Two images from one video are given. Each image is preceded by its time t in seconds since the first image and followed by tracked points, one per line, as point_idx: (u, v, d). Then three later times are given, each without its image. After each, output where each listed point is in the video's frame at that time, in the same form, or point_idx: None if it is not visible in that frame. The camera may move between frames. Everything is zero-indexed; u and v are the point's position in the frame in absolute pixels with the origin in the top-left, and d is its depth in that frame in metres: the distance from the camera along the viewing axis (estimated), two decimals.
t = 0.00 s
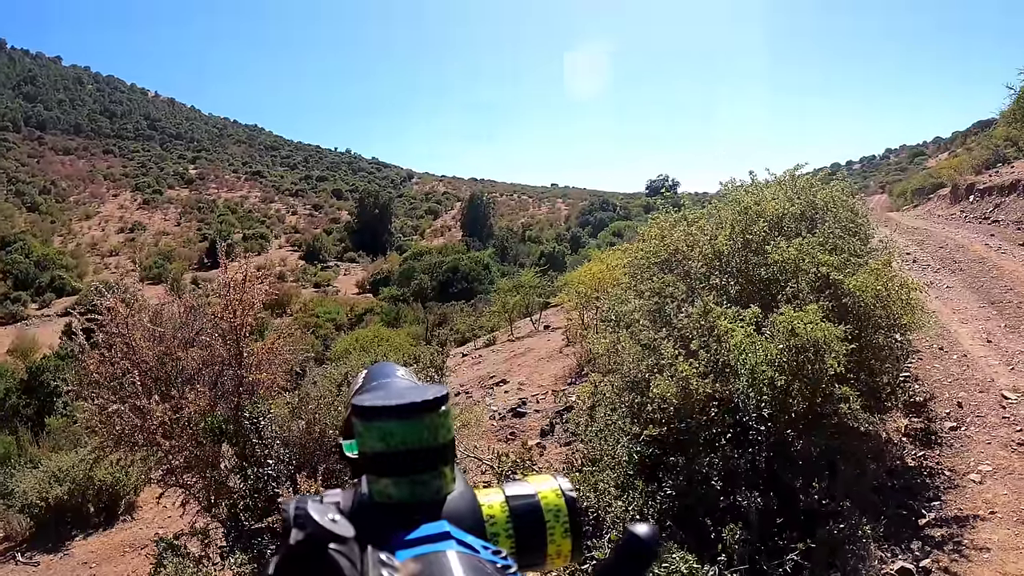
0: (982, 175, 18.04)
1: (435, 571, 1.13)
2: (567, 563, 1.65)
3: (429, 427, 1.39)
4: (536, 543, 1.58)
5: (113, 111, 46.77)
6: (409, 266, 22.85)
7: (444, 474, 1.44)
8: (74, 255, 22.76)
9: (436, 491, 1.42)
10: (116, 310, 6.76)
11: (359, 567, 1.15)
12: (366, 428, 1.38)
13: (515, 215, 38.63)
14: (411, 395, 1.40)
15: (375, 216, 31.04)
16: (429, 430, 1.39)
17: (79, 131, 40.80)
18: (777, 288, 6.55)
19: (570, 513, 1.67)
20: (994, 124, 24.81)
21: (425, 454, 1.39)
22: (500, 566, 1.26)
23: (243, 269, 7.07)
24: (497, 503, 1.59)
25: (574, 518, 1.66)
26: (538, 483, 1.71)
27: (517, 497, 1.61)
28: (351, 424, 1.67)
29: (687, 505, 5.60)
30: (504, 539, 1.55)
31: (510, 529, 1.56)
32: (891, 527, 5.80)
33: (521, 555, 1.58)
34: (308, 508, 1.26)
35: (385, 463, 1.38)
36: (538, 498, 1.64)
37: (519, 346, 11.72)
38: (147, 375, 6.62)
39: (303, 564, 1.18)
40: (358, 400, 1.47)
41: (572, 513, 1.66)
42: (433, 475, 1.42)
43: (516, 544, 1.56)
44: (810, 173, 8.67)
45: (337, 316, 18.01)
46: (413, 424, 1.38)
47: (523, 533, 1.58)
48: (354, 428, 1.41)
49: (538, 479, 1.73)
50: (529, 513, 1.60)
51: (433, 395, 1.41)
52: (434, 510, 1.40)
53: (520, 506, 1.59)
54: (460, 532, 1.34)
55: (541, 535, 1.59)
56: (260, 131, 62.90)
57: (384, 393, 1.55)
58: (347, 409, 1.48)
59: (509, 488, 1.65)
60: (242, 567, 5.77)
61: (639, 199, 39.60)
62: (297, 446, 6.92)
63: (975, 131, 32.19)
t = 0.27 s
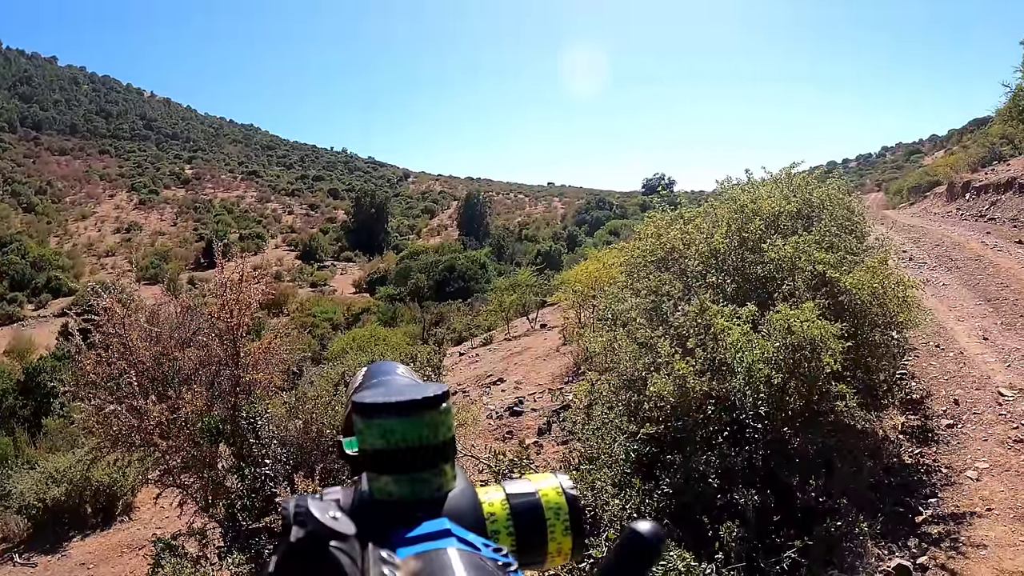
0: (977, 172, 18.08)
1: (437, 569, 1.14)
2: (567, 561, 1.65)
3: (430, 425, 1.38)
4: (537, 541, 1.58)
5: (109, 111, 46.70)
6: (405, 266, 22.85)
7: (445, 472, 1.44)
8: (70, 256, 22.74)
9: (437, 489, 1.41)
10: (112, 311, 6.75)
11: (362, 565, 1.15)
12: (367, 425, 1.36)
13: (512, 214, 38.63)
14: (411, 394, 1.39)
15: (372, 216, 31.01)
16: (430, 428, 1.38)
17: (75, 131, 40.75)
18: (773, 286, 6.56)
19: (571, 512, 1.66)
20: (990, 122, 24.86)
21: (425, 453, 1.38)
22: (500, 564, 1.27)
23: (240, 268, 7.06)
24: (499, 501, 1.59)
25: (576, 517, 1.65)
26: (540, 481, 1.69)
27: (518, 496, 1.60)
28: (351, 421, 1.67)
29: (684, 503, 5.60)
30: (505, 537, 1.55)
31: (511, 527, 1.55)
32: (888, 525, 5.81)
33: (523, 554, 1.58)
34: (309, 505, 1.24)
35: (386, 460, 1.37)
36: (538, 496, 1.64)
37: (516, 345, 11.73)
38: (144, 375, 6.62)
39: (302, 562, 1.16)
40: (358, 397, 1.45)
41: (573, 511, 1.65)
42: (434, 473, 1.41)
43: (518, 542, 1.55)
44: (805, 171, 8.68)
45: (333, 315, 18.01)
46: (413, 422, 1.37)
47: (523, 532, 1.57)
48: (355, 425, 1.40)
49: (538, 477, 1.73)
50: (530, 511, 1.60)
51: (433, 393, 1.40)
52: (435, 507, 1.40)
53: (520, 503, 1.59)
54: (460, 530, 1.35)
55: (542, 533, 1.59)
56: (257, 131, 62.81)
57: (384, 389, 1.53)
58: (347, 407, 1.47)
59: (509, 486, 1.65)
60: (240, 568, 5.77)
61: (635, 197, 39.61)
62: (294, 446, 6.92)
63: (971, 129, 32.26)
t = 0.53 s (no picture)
0: (974, 171, 18.11)
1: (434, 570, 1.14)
2: (566, 561, 1.67)
3: (428, 425, 1.37)
4: (536, 541, 1.59)
5: (105, 112, 46.66)
6: (402, 266, 22.84)
7: (444, 472, 1.44)
8: (67, 257, 22.72)
9: (436, 490, 1.42)
10: (110, 313, 6.76)
11: (360, 566, 1.14)
12: (365, 426, 1.37)
13: (510, 214, 38.64)
14: (410, 394, 1.39)
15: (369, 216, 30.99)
16: (429, 429, 1.37)
17: (72, 132, 40.71)
18: (771, 285, 6.56)
19: (570, 512, 1.68)
20: (987, 121, 24.88)
21: (423, 453, 1.38)
22: (499, 565, 1.27)
23: (237, 269, 7.06)
24: (497, 501, 1.61)
25: (574, 518, 1.67)
26: (539, 482, 1.72)
27: (516, 497, 1.63)
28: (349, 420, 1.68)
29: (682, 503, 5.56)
30: (503, 537, 1.56)
31: (509, 528, 1.57)
32: (885, 523, 5.81)
33: (522, 554, 1.60)
34: (307, 507, 1.23)
35: (385, 462, 1.37)
36: (538, 497, 1.66)
37: (514, 345, 11.74)
38: (142, 376, 6.62)
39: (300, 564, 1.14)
40: (357, 398, 1.46)
41: (571, 512, 1.67)
42: (433, 474, 1.42)
43: (516, 543, 1.58)
44: (801, 170, 8.69)
45: (331, 315, 18.01)
46: (412, 423, 1.36)
47: (522, 532, 1.59)
48: (354, 425, 1.40)
49: (538, 478, 1.76)
50: (529, 512, 1.61)
51: (433, 392, 1.39)
52: (433, 508, 1.41)
53: (519, 505, 1.61)
54: (459, 530, 1.36)
55: (540, 533, 1.61)
56: (254, 131, 62.76)
57: (385, 389, 1.53)
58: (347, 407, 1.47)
59: (509, 487, 1.67)
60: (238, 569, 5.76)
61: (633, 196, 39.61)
62: (292, 447, 6.91)
63: (968, 128, 32.31)
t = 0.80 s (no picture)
0: (972, 170, 18.10)
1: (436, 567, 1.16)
2: (565, 559, 1.71)
3: (428, 425, 1.44)
4: (537, 539, 1.63)
5: (103, 112, 46.62)
6: (400, 265, 22.83)
7: (443, 471, 1.50)
8: (65, 257, 22.70)
9: (435, 489, 1.47)
10: (107, 312, 6.71)
11: (361, 568, 1.15)
12: (364, 425, 1.42)
13: (508, 214, 38.62)
14: (409, 393, 1.45)
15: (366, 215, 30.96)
16: (427, 427, 1.44)
17: (70, 132, 40.67)
18: (769, 284, 6.56)
19: (571, 511, 1.72)
20: (985, 119, 24.88)
21: (423, 450, 1.43)
22: (500, 562, 1.30)
23: (234, 269, 7.06)
24: (498, 500, 1.65)
25: (575, 514, 1.71)
26: (539, 479, 1.77)
27: (517, 495, 1.67)
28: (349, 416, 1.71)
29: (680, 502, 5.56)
30: (504, 535, 1.60)
31: (510, 526, 1.61)
32: (884, 522, 5.81)
33: (522, 552, 1.64)
34: (307, 508, 1.21)
35: (385, 460, 1.42)
36: (538, 494, 1.70)
37: (512, 344, 11.73)
38: (140, 377, 6.62)
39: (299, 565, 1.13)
40: (356, 398, 1.51)
41: (572, 510, 1.71)
42: (433, 473, 1.47)
43: (517, 540, 1.62)
44: (799, 169, 8.69)
45: (329, 315, 18.00)
46: (410, 421, 1.42)
47: (522, 530, 1.63)
48: (353, 425, 1.46)
49: (538, 476, 1.80)
50: (528, 509, 1.65)
51: (432, 392, 1.46)
52: (433, 505, 1.45)
53: (519, 502, 1.65)
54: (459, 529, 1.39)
55: (541, 530, 1.65)
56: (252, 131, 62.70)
57: (384, 389, 1.58)
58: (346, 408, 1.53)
59: (509, 485, 1.71)
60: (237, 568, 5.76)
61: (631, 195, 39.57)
62: (290, 446, 6.91)
63: (966, 126, 32.30)
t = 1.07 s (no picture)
0: (969, 167, 18.12)
1: (430, 551, 1.10)
2: (561, 546, 1.67)
3: (426, 411, 1.36)
4: (532, 526, 1.60)
5: (100, 112, 46.57)
6: (398, 264, 22.83)
7: (441, 457, 1.43)
8: (62, 256, 22.70)
9: (432, 475, 1.42)
10: (105, 311, 6.69)
11: (359, 546, 1.17)
12: (363, 410, 1.35)
13: (506, 212, 38.61)
14: (408, 377, 1.37)
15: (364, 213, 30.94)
16: (426, 413, 1.36)
17: (67, 132, 40.64)
18: (766, 282, 6.56)
19: (568, 496, 1.68)
20: (982, 117, 24.91)
21: (421, 438, 1.36)
22: (496, 547, 1.26)
23: (231, 268, 7.05)
24: (493, 486, 1.61)
25: (570, 501, 1.67)
26: (535, 466, 1.73)
27: (511, 481, 1.63)
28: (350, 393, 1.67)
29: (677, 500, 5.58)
30: (499, 520, 1.57)
31: (505, 512, 1.57)
32: (881, 519, 5.82)
33: (518, 537, 1.60)
34: (304, 487, 1.25)
35: (382, 445, 1.36)
36: (533, 481, 1.66)
37: (510, 342, 11.74)
38: (137, 375, 6.60)
39: (299, 544, 1.15)
40: (355, 381, 1.44)
41: (567, 495, 1.67)
42: (430, 458, 1.41)
43: (512, 525, 1.58)
44: (796, 167, 8.70)
45: (327, 314, 18.01)
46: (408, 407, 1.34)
47: (518, 517, 1.59)
48: (351, 409, 1.38)
49: (535, 463, 1.76)
50: (524, 496, 1.61)
51: (431, 377, 1.38)
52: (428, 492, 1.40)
53: (515, 489, 1.61)
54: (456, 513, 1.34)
55: (535, 517, 1.61)
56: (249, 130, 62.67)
57: (386, 373, 1.50)
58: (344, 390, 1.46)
59: (505, 471, 1.67)
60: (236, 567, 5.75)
61: (629, 193, 39.58)
62: (288, 445, 6.91)
63: (964, 123, 32.33)
